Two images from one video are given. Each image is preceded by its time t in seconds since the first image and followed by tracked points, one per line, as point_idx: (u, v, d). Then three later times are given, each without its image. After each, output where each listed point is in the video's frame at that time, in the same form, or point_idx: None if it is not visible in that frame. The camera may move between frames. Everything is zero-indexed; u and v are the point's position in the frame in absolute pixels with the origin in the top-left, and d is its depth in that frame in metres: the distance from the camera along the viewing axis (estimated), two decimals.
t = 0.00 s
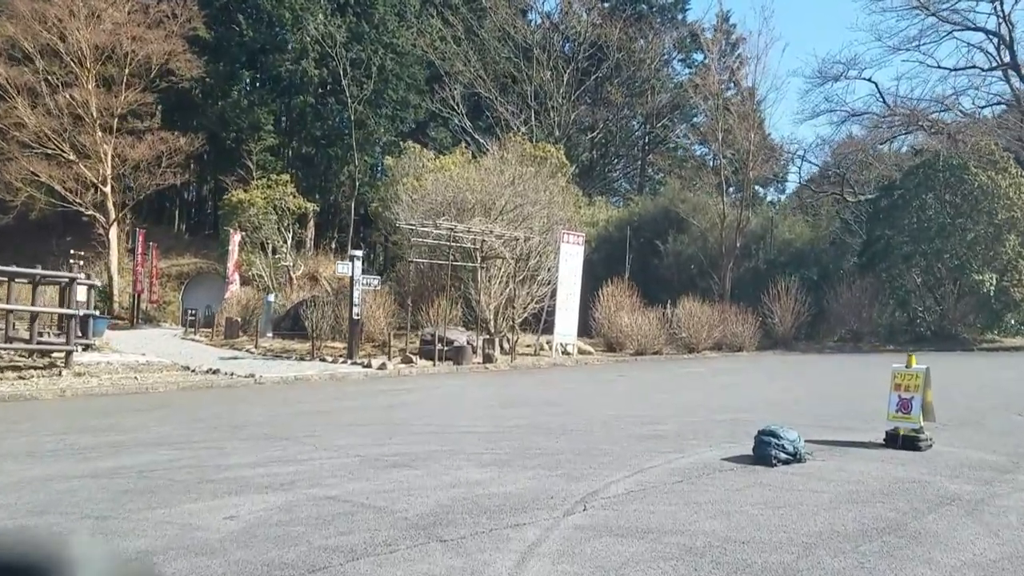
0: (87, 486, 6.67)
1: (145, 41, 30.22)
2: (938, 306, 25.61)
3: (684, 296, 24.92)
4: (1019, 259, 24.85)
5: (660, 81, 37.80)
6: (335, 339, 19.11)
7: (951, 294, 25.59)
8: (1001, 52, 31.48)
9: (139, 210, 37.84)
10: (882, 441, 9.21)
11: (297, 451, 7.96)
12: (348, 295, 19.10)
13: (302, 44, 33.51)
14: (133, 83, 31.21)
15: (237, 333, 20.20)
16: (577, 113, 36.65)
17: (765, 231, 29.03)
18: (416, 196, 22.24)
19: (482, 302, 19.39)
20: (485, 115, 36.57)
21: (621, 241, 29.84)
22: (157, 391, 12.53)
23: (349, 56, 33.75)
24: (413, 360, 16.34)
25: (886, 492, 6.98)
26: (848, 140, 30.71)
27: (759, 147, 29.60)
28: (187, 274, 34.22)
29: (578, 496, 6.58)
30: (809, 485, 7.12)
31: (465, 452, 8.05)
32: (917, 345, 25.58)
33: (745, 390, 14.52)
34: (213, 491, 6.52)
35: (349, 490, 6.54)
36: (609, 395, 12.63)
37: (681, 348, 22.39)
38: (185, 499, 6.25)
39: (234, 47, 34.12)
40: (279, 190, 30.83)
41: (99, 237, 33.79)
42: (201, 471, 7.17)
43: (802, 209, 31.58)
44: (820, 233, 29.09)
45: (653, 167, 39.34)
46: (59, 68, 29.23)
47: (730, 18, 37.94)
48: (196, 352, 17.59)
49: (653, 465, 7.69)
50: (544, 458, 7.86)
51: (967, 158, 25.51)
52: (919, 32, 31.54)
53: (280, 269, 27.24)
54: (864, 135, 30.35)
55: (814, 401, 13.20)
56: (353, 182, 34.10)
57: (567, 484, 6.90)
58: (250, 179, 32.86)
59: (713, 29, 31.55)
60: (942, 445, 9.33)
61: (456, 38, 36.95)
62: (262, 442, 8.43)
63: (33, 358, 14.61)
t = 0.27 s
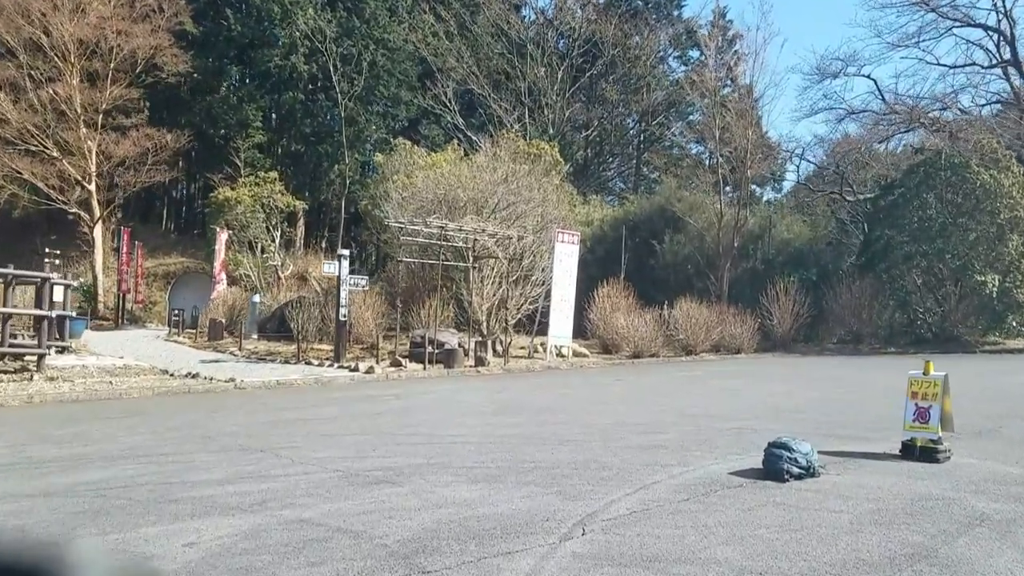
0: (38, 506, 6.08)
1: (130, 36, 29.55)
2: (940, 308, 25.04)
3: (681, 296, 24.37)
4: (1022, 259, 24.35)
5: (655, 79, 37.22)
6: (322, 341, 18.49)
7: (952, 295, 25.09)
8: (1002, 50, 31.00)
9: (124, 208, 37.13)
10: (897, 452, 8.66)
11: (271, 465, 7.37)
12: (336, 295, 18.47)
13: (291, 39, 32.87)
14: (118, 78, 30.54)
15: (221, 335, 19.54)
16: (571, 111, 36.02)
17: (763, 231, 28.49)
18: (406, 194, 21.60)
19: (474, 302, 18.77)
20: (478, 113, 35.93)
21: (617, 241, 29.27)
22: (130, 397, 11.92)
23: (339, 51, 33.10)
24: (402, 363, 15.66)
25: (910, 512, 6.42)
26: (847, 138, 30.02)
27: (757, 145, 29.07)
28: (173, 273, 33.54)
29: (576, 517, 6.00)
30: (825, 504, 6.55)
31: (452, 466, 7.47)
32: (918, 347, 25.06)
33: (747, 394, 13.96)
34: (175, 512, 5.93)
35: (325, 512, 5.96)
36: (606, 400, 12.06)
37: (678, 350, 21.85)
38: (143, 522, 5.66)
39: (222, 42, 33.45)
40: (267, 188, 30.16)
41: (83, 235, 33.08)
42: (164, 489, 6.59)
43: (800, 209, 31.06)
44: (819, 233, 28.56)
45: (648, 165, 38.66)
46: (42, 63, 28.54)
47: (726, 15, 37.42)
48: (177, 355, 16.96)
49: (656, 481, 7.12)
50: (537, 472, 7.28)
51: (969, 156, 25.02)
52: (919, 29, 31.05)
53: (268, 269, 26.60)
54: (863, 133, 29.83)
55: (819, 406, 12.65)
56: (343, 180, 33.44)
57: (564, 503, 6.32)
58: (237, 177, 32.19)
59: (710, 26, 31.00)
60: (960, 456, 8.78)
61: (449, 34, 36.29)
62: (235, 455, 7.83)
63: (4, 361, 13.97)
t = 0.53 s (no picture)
0: None
1: (118, 28, 28.87)
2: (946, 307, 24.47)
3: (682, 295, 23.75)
4: None
5: (654, 74, 36.57)
6: (311, 342, 17.84)
7: (958, 294, 24.51)
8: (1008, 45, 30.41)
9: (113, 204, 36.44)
10: (919, 465, 8.06)
11: (242, 482, 6.73)
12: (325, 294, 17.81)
13: (282, 32, 32.21)
14: (105, 72, 29.88)
15: (206, 335, 18.90)
16: (568, 106, 35.34)
17: (764, 229, 27.87)
18: (398, 189, 20.96)
19: (468, 302, 18.10)
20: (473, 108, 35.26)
21: (615, 238, 28.65)
22: (102, 403, 11.28)
23: (331, 44, 32.43)
24: (392, 364, 14.99)
25: (944, 536, 5.81)
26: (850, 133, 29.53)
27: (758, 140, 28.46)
28: (162, 272, 32.89)
29: (576, 544, 5.38)
30: (851, 527, 5.93)
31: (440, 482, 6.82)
32: (924, 347, 24.47)
33: (753, 398, 13.34)
34: (126, 540, 5.30)
35: (293, 539, 5.32)
36: (605, 405, 11.43)
37: (679, 350, 21.22)
38: (89, 551, 5.03)
39: (212, 35, 32.77)
40: (257, 184, 29.47)
41: (70, 233, 32.39)
42: (118, 512, 5.95)
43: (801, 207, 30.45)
44: (821, 230, 27.96)
45: (647, 162, 38.01)
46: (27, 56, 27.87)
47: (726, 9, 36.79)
48: (158, 356, 16.31)
49: (662, 499, 6.49)
50: (532, 490, 6.65)
51: (976, 152, 24.43)
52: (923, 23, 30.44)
53: (257, 267, 25.93)
54: (867, 129, 29.22)
55: (830, 410, 12.03)
56: (335, 176, 32.76)
57: (562, 528, 5.67)
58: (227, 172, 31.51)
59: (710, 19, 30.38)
60: (988, 469, 8.16)
61: (444, 28, 35.60)
62: (202, 470, 7.19)
63: None
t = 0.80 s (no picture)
0: None
1: (99, 20, 28.09)
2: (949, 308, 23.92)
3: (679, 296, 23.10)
4: None
5: (648, 69, 35.94)
6: (295, 343, 17.12)
7: (961, 294, 23.96)
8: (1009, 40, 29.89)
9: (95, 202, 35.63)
10: (949, 482, 7.39)
11: (202, 507, 6.02)
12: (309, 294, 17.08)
13: (268, 26, 31.52)
14: (86, 66, 29.04)
15: (185, 336, 18.17)
16: (561, 103, 34.64)
17: (762, 227, 27.26)
18: (385, 184, 20.26)
19: (460, 302, 17.56)
20: (464, 104, 34.53)
21: (610, 237, 28.02)
22: (66, 410, 10.54)
23: (319, 39, 31.70)
24: (378, 367, 14.29)
25: (991, 567, 5.16)
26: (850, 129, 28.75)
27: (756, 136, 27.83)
28: (145, 271, 32.11)
29: None
30: (884, 558, 5.26)
31: (422, 505, 6.13)
32: (927, 349, 23.88)
33: (758, 402, 12.67)
34: None
35: None
36: (602, 412, 10.75)
37: (677, 352, 20.57)
38: None
39: (196, 29, 32.00)
40: (241, 181, 28.69)
41: (51, 231, 31.56)
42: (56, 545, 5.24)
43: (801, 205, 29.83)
44: (821, 229, 27.36)
45: (641, 160, 37.33)
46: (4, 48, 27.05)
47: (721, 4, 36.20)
48: (134, 359, 15.58)
49: (670, 524, 5.81)
50: (525, 514, 5.98)
51: (979, 148, 23.86)
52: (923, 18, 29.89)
53: (242, 265, 25.17)
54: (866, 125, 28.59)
55: (839, 414, 11.38)
56: (323, 173, 32.01)
57: (559, 561, 4.99)
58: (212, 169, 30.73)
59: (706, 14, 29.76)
60: (1022, 485, 7.51)
61: (434, 22, 34.86)
62: (160, 492, 6.48)
63: None
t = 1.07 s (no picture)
0: None
1: (81, 10, 27.28)
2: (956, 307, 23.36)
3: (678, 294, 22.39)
4: None
5: (646, 63, 35.22)
6: (280, 344, 16.37)
7: (969, 292, 23.28)
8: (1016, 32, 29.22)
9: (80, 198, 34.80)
10: (987, 500, 6.68)
11: (150, 537, 5.29)
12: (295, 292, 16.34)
13: (256, 18, 30.82)
14: (68, 58, 28.22)
15: (164, 337, 17.39)
16: (556, 96, 33.82)
17: (764, 223, 26.55)
18: (374, 178, 19.47)
19: (451, 302, 16.79)
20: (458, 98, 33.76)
21: (607, 233, 27.32)
22: (26, 419, 9.81)
23: (308, 30, 30.89)
24: (364, 370, 13.54)
25: None
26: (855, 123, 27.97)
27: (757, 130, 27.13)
28: (130, 269, 31.31)
29: None
30: None
31: (401, 534, 5.41)
32: (934, 348, 23.20)
33: (766, 407, 11.97)
34: None
35: None
36: (602, 420, 10.04)
37: (677, 353, 19.86)
38: None
39: (183, 20, 31.28)
40: (228, 176, 27.90)
41: (33, 228, 30.73)
42: None
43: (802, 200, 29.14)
44: (824, 226, 26.65)
45: (639, 156, 36.49)
46: None
47: None
48: (109, 362, 14.84)
49: (684, 557, 5.09)
50: (518, 544, 5.26)
51: (987, 141, 23.17)
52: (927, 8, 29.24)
53: (229, 262, 24.40)
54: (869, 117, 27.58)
55: (855, 421, 10.67)
56: (312, 168, 31.14)
57: None
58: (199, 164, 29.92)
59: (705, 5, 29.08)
60: None
61: (427, 13, 34.02)
62: (107, 518, 5.76)
63: None
